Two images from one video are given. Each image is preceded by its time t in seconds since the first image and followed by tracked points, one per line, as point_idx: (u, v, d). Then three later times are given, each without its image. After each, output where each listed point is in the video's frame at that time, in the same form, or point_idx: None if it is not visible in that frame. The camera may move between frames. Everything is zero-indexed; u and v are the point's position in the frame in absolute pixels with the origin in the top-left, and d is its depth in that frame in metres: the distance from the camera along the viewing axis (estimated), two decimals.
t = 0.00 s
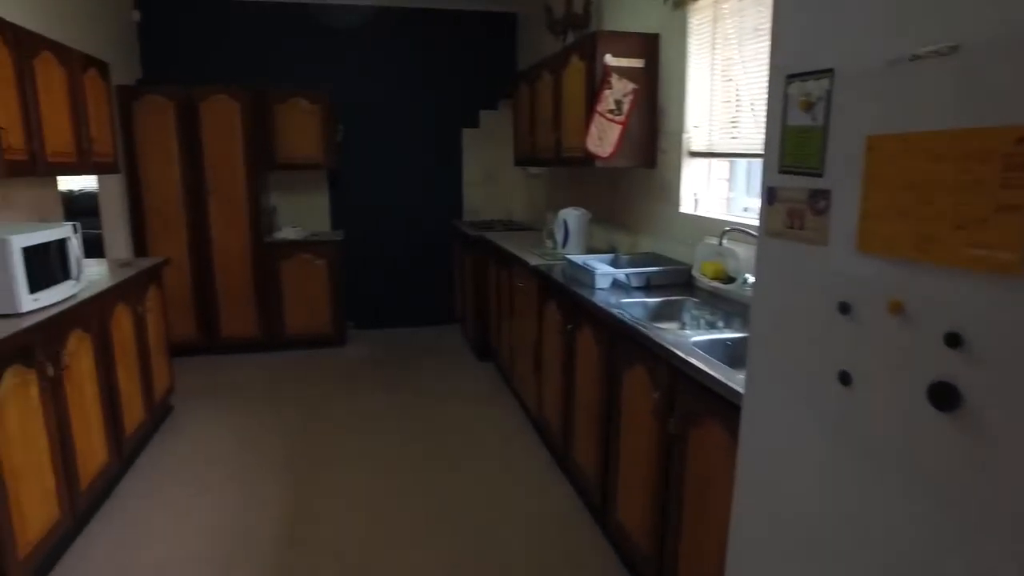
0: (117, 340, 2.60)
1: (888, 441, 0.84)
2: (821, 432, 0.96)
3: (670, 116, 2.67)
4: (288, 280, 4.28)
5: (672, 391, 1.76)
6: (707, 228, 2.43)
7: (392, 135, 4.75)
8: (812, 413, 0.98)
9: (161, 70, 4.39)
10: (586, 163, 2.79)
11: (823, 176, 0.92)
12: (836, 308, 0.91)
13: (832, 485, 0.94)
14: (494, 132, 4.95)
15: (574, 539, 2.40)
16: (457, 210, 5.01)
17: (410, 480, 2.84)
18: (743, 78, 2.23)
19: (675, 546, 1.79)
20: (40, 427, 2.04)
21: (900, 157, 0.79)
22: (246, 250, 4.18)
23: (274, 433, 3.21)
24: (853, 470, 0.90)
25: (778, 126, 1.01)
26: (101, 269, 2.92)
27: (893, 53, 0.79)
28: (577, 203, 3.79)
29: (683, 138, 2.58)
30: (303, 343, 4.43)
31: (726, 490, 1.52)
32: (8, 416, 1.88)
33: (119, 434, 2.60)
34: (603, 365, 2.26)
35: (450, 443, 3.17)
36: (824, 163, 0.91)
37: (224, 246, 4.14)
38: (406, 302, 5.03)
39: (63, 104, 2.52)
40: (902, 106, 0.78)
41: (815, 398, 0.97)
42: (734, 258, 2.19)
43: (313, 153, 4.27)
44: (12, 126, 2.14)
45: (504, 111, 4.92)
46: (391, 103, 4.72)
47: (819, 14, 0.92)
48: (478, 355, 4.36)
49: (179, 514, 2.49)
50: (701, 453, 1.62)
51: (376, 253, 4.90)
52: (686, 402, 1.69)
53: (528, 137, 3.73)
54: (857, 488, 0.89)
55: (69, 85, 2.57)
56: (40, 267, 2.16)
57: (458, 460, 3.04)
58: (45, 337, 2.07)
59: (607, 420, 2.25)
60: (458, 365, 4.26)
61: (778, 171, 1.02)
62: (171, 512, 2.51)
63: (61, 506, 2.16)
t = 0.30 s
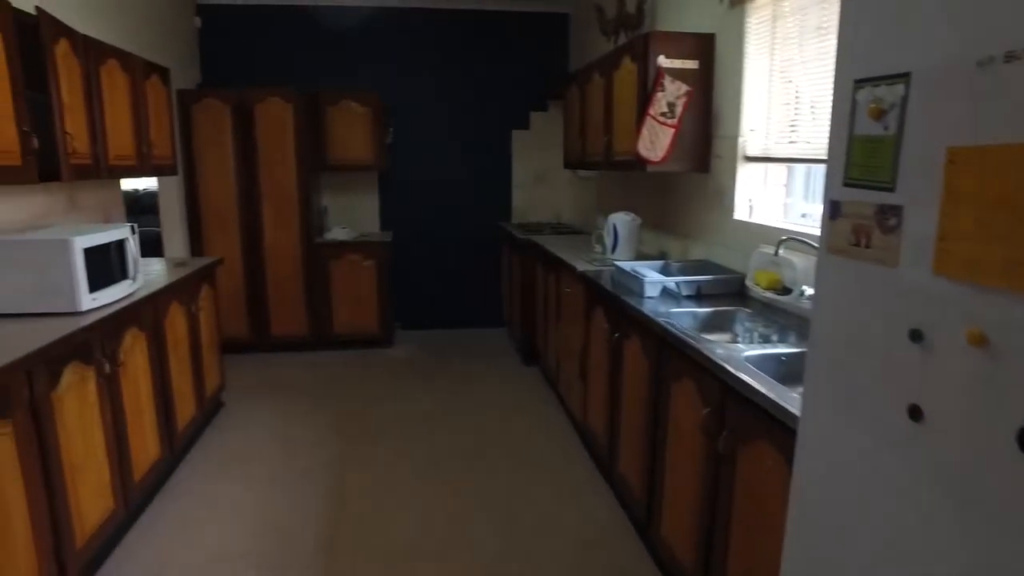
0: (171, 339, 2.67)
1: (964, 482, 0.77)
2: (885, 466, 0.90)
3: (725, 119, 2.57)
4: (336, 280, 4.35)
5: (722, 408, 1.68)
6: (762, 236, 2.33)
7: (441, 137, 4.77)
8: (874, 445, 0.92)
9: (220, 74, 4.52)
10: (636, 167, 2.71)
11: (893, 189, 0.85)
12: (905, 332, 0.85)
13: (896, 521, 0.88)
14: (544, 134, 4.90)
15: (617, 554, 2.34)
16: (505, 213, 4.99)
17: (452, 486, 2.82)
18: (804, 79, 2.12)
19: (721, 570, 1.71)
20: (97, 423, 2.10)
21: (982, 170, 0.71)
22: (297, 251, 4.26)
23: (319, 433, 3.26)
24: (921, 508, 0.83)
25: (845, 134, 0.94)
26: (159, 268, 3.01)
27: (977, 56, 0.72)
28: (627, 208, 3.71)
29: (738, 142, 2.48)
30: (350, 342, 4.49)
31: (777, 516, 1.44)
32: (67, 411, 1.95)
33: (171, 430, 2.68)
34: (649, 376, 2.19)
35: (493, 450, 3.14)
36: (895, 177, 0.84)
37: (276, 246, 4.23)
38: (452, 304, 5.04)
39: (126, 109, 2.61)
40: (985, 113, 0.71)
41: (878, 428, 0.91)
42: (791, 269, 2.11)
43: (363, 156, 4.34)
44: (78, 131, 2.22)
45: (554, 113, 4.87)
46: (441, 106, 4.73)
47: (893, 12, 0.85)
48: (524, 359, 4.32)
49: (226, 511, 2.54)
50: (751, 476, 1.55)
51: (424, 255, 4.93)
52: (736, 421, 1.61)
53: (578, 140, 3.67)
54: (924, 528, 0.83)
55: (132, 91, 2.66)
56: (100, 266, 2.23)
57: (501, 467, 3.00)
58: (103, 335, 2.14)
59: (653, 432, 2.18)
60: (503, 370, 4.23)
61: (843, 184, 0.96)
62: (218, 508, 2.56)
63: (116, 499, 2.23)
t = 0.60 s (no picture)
0: (212, 338, 2.73)
1: None
2: (939, 495, 0.85)
3: (769, 123, 2.49)
4: (374, 281, 4.39)
5: (762, 424, 1.62)
6: (806, 244, 2.25)
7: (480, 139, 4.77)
8: (928, 473, 0.87)
9: (264, 78, 4.61)
10: (676, 172, 2.65)
11: (951, 207, 0.81)
12: (964, 359, 0.80)
13: (952, 557, 0.83)
14: (583, 136, 4.85)
15: (651, 566, 2.29)
16: (543, 215, 4.96)
17: (484, 491, 2.81)
18: (853, 82, 2.04)
19: None
20: (140, 421, 2.16)
21: None
22: (336, 251, 4.32)
23: (354, 433, 3.29)
24: (982, 544, 0.79)
25: (897, 147, 0.89)
26: (202, 269, 3.09)
27: None
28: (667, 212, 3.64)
29: (783, 147, 2.40)
30: (387, 343, 4.53)
31: (818, 540, 1.38)
32: (112, 409, 2.00)
33: (211, 428, 2.73)
34: (686, 387, 2.14)
35: (528, 455, 3.12)
36: (954, 194, 0.80)
37: (316, 247, 4.29)
38: (489, 306, 5.04)
39: (173, 113, 2.68)
40: None
41: (932, 455, 0.86)
42: (837, 279, 2.05)
43: (402, 158, 4.38)
44: (126, 136, 2.29)
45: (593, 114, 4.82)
46: (480, 108, 4.73)
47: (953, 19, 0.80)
48: (561, 363, 4.29)
49: (262, 509, 2.58)
50: (791, 496, 1.49)
51: (461, 257, 4.94)
52: (776, 439, 1.56)
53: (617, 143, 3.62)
54: (984, 566, 0.78)
55: (178, 95, 2.72)
56: (144, 267, 2.29)
57: (535, 473, 2.98)
58: (147, 334, 2.20)
59: (689, 444, 2.13)
60: (538, 373, 4.20)
61: (895, 200, 0.91)
62: (255, 506, 2.60)
63: (158, 495, 2.29)
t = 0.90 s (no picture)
0: (242, 339, 2.78)
1: None
2: (979, 524, 0.82)
3: (803, 127, 2.43)
4: (402, 283, 4.42)
5: (792, 438, 1.58)
6: (840, 251, 2.19)
7: (509, 142, 4.77)
8: (967, 500, 0.84)
9: (297, 81, 4.67)
10: (707, 176, 2.61)
11: (996, 225, 0.78)
12: (1005, 383, 0.77)
13: None
14: (613, 139, 4.81)
15: None
16: (572, 218, 4.93)
17: (510, 495, 2.80)
18: (892, 85, 1.99)
19: None
20: (170, 420, 2.20)
21: None
22: (366, 253, 4.35)
23: (381, 435, 3.30)
24: None
25: (939, 159, 0.86)
26: (234, 270, 3.14)
27: None
28: (698, 216, 3.58)
29: (817, 152, 2.34)
30: (415, 344, 4.55)
31: (850, 561, 1.34)
32: (144, 408, 2.04)
33: (240, 427, 2.78)
34: (715, 397, 2.10)
35: (553, 461, 3.10)
36: (999, 211, 0.77)
37: (346, 248, 4.34)
38: (517, 309, 5.03)
39: (207, 117, 2.73)
40: None
41: (971, 482, 0.83)
42: (872, 286, 1.98)
43: (432, 161, 4.40)
44: (161, 141, 2.33)
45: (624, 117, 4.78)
46: (510, 110, 4.72)
47: (999, 27, 0.76)
48: (588, 367, 4.26)
49: (289, 509, 2.61)
50: (822, 513, 1.44)
51: (489, 260, 4.94)
52: (807, 454, 1.51)
53: (647, 146, 3.58)
54: None
55: (212, 100, 2.78)
56: (177, 269, 2.34)
57: (560, 478, 2.96)
58: (178, 335, 2.24)
59: (717, 455, 2.09)
60: (566, 377, 4.18)
61: (935, 215, 0.88)
62: (282, 506, 2.63)
63: (188, 493, 2.33)
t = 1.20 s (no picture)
0: (264, 339, 2.81)
1: None
2: (1013, 545, 0.79)
3: (831, 129, 2.38)
4: (423, 283, 4.43)
5: (816, 448, 1.55)
6: (867, 256, 2.14)
7: (531, 143, 4.76)
8: (1000, 519, 0.81)
9: (321, 83, 4.71)
10: (731, 179, 2.57)
11: None
12: None
13: None
14: (637, 140, 4.77)
15: None
16: (594, 220, 4.90)
17: (528, 498, 2.79)
18: (923, 86, 1.94)
19: None
20: (193, 419, 2.23)
21: None
22: (388, 254, 4.38)
23: (401, 436, 3.31)
24: None
25: (974, 167, 0.84)
26: (257, 271, 3.17)
27: None
28: (721, 219, 3.53)
29: (845, 155, 2.29)
30: (436, 345, 4.56)
31: None
32: (167, 407, 2.07)
33: (261, 427, 2.81)
34: (737, 404, 2.07)
35: (573, 464, 3.08)
36: None
37: (368, 249, 4.37)
38: (538, 311, 5.01)
39: (231, 119, 2.76)
40: None
41: (1005, 501, 0.80)
42: (902, 294, 1.93)
43: (454, 162, 4.41)
44: (187, 143, 2.37)
45: (647, 118, 4.74)
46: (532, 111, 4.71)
47: None
48: (609, 370, 4.23)
49: (309, 509, 2.63)
50: (846, 526, 1.41)
51: (510, 261, 4.93)
52: (831, 465, 1.48)
53: (671, 148, 3.54)
54: None
55: (237, 102, 2.81)
56: (201, 269, 2.37)
57: (580, 481, 2.94)
58: (202, 335, 2.27)
59: (739, 463, 2.06)
60: (587, 380, 4.15)
61: (967, 225, 0.85)
62: (302, 506, 2.66)
63: (210, 491, 2.36)
